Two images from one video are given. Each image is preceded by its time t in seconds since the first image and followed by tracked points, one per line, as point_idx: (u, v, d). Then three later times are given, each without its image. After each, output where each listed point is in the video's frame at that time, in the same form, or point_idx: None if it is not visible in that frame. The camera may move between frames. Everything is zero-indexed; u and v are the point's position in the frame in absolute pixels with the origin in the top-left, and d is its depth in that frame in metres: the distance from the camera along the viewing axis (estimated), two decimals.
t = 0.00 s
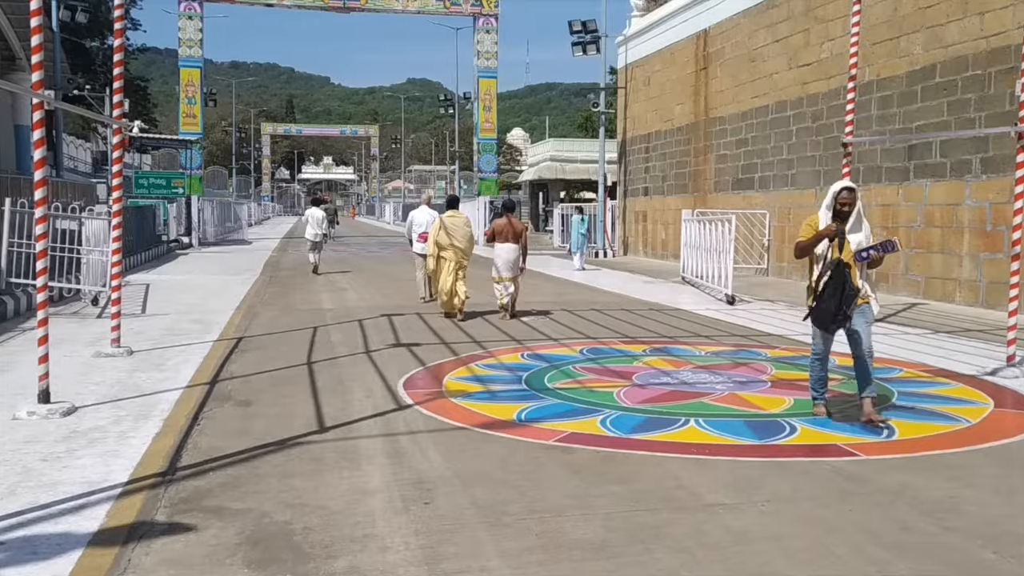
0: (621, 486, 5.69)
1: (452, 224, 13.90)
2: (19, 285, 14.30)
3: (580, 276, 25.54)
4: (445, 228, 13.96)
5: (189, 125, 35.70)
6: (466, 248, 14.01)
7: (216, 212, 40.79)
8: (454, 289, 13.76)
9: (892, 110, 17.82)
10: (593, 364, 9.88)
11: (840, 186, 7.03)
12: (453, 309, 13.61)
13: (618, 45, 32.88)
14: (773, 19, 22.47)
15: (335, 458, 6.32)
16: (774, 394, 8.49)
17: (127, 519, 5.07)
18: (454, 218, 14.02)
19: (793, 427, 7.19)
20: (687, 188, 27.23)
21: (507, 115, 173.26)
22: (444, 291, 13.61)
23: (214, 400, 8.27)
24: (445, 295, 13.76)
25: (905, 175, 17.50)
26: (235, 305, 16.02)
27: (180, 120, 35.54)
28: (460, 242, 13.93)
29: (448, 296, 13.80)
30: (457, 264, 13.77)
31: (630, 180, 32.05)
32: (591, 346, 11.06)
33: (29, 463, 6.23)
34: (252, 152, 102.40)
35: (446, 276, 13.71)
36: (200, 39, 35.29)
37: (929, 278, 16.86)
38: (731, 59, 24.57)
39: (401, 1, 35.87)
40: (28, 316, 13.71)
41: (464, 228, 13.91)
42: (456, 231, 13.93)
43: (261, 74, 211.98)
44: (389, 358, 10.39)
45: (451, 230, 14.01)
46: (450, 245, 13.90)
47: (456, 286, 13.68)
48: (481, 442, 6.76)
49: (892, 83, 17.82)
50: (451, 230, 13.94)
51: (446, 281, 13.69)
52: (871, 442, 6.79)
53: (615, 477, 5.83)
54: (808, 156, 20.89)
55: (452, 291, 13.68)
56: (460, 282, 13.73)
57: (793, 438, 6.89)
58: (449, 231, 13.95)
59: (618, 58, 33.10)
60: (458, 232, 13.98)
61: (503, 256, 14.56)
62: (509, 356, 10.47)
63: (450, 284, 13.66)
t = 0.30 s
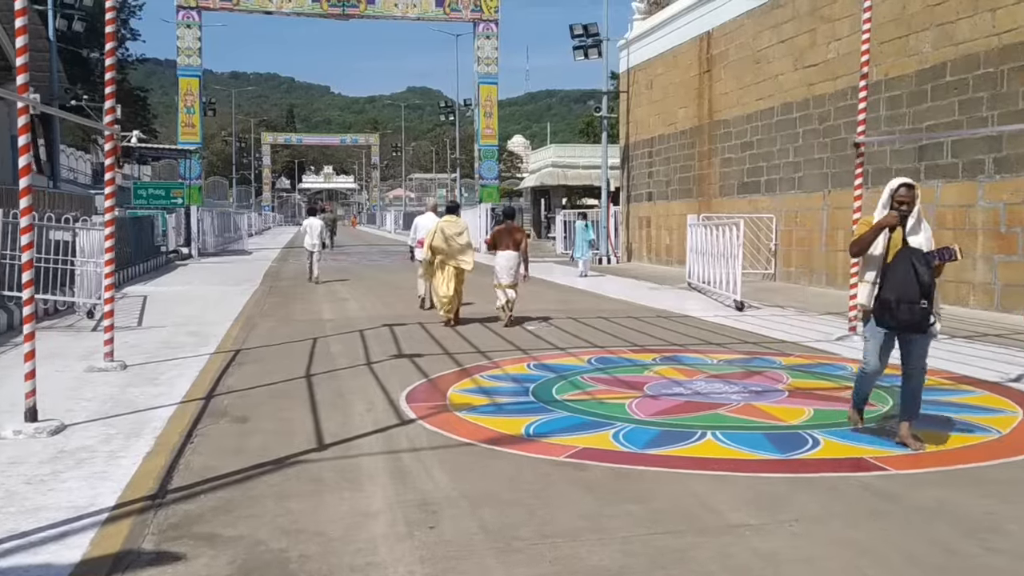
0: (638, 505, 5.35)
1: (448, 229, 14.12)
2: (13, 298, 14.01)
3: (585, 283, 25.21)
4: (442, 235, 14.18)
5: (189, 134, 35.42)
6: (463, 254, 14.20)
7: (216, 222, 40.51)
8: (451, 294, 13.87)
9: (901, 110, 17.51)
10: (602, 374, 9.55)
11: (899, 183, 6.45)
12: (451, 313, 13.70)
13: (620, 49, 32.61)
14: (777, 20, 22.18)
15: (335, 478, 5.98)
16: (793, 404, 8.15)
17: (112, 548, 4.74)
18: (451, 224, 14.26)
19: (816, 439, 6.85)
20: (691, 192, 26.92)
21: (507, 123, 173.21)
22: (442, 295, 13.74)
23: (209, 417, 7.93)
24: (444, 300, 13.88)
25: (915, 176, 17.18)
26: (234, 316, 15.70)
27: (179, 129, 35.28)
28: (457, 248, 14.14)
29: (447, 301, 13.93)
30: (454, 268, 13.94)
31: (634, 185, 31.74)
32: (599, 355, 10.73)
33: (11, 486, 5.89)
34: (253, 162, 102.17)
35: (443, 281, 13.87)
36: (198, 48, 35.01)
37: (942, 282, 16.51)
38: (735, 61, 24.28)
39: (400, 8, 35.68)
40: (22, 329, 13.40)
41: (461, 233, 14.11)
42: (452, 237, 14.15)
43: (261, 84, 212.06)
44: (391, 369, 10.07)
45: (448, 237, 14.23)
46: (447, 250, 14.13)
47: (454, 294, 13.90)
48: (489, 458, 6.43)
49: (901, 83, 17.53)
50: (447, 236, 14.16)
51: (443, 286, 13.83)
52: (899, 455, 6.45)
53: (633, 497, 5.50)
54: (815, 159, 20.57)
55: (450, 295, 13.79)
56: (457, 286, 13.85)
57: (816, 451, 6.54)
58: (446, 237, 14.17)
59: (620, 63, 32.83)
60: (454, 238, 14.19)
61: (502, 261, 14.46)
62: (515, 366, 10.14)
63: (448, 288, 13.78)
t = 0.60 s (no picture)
0: (670, 534, 5.04)
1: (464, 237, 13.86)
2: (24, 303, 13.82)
3: (603, 290, 24.90)
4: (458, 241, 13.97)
5: (205, 139, 35.33)
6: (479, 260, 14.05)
7: (232, 227, 40.40)
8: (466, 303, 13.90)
9: (929, 117, 17.14)
10: (624, 387, 9.25)
11: (968, 192, 5.78)
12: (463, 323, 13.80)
13: (638, 54, 32.31)
14: (800, 25, 21.85)
15: (350, 498, 5.71)
16: (826, 421, 7.81)
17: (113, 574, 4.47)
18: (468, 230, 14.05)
19: (853, 460, 6.52)
20: (711, 200, 26.57)
21: (523, 129, 173.12)
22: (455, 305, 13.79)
23: (220, 429, 7.68)
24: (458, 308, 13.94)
25: (943, 184, 16.80)
26: (247, 322, 15.46)
27: (196, 134, 35.19)
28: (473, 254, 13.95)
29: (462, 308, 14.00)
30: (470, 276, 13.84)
31: (652, 192, 31.41)
32: (620, 367, 10.42)
33: (12, 503, 5.63)
34: (269, 167, 102.29)
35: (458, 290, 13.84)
36: (215, 53, 34.91)
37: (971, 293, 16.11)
38: (757, 67, 23.95)
39: (417, 13, 35.51)
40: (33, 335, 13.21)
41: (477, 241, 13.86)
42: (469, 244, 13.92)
43: (277, 89, 212.81)
44: (407, 380, 9.78)
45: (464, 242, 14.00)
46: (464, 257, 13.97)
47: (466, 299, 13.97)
48: (510, 478, 6.13)
49: (928, 90, 17.17)
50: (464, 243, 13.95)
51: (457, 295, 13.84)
52: (943, 478, 6.11)
53: (665, 523, 5.20)
54: (839, 166, 20.21)
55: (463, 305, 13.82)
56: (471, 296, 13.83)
57: (855, 473, 6.20)
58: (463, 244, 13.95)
59: (638, 68, 32.53)
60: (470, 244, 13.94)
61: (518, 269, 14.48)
62: (535, 378, 9.84)
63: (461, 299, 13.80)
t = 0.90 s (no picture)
0: (707, 549, 4.73)
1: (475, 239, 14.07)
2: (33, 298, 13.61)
3: (620, 287, 24.55)
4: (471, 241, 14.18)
5: (219, 133, 35.14)
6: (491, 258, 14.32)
7: (246, 222, 40.24)
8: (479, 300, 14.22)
9: (958, 111, 16.69)
10: (649, 388, 8.91)
11: None
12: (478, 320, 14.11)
13: (657, 48, 31.88)
14: (823, 17, 21.42)
15: (366, 506, 5.41)
16: (864, 426, 7.44)
17: None
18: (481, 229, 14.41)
19: (896, 469, 6.15)
20: (731, 195, 26.16)
21: (538, 125, 172.67)
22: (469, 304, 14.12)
23: (231, 430, 7.40)
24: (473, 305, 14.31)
25: (972, 180, 16.37)
26: (260, 318, 15.20)
27: (210, 128, 35.01)
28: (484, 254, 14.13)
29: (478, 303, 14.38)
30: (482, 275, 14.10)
31: (670, 187, 31.01)
32: (644, 367, 10.07)
33: (11, 509, 5.36)
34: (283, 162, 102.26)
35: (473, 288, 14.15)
36: (230, 46, 34.69)
37: (1001, 291, 15.67)
38: (779, 60, 23.53)
39: (433, 7, 35.19)
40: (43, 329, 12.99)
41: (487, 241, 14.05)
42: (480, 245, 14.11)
43: (292, 85, 213.05)
44: (423, 379, 9.48)
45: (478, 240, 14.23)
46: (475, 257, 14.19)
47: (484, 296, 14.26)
48: (533, 486, 5.82)
49: (957, 83, 16.72)
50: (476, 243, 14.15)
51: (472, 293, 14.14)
52: (994, 489, 5.75)
53: (701, 538, 4.88)
54: (863, 161, 19.77)
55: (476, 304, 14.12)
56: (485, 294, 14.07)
57: (901, 483, 5.85)
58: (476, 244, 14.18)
59: (656, 62, 32.11)
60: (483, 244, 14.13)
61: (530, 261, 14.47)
62: (555, 378, 9.50)
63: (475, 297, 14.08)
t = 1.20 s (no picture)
0: None
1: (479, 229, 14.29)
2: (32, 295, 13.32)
3: (628, 286, 24.23)
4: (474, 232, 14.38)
5: (223, 128, 34.82)
6: (495, 251, 14.53)
7: (250, 217, 39.94)
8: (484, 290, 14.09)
9: (977, 108, 16.32)
10: (666, 395, 8.59)
11: None
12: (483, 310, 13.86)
13: (666, 43, 31.53)
14: (838, 13, 21.06)
15: (373, 523, 5.09)
16: (894, 437, 7.12)
17: None
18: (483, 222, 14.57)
19: (934, 485, 5.82)
20: (741, 193, 25.82)
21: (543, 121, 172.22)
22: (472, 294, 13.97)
23: (232, 436, 7.08)
24: (475, 298, 14.19)
25: (992, 179, 16.01)
26: (264, 317, 14.89)
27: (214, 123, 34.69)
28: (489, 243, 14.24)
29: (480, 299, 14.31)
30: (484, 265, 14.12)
31: (679, 185, 30.66)
32: (659, 371, 9.75)
33: None
34: (288, 157, 101.91)
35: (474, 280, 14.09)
36: (234, 40, 34.35)
37: (1021, 293, 15.31)
38: (791, 56, 23.17)
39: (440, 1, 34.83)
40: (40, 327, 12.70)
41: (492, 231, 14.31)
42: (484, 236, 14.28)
43: (297, 79, 212.82)
44: (432, 383, 9.16)
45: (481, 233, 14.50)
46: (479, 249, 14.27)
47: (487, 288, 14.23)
48: (551, 501, 5.50)
49: (976, 80, 16.37)
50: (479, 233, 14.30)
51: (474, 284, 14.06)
52: None
53: (733, 564, 4.55)
54: (878, 159, 19.42)
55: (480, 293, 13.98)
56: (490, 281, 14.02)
57: (940, 500, 5.52)
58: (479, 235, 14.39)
59: (665, 58, 31.75)
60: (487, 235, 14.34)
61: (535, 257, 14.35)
62: (569, 382, 9.18)
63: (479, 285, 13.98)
